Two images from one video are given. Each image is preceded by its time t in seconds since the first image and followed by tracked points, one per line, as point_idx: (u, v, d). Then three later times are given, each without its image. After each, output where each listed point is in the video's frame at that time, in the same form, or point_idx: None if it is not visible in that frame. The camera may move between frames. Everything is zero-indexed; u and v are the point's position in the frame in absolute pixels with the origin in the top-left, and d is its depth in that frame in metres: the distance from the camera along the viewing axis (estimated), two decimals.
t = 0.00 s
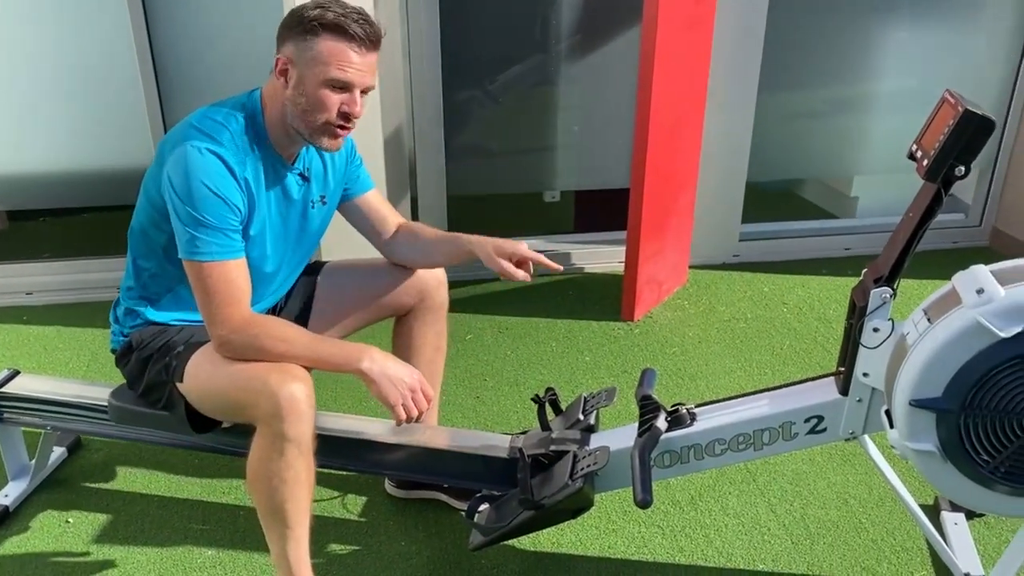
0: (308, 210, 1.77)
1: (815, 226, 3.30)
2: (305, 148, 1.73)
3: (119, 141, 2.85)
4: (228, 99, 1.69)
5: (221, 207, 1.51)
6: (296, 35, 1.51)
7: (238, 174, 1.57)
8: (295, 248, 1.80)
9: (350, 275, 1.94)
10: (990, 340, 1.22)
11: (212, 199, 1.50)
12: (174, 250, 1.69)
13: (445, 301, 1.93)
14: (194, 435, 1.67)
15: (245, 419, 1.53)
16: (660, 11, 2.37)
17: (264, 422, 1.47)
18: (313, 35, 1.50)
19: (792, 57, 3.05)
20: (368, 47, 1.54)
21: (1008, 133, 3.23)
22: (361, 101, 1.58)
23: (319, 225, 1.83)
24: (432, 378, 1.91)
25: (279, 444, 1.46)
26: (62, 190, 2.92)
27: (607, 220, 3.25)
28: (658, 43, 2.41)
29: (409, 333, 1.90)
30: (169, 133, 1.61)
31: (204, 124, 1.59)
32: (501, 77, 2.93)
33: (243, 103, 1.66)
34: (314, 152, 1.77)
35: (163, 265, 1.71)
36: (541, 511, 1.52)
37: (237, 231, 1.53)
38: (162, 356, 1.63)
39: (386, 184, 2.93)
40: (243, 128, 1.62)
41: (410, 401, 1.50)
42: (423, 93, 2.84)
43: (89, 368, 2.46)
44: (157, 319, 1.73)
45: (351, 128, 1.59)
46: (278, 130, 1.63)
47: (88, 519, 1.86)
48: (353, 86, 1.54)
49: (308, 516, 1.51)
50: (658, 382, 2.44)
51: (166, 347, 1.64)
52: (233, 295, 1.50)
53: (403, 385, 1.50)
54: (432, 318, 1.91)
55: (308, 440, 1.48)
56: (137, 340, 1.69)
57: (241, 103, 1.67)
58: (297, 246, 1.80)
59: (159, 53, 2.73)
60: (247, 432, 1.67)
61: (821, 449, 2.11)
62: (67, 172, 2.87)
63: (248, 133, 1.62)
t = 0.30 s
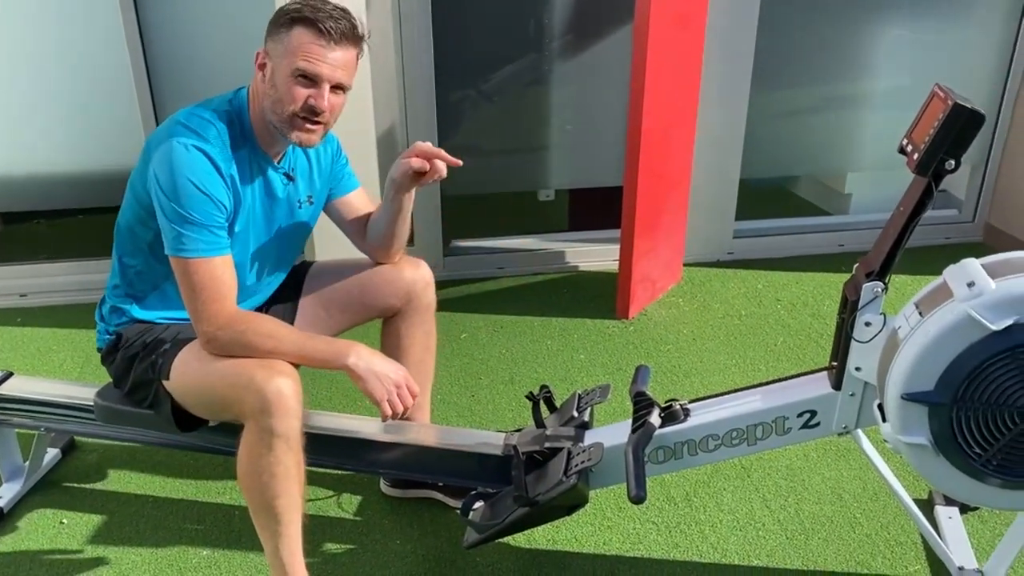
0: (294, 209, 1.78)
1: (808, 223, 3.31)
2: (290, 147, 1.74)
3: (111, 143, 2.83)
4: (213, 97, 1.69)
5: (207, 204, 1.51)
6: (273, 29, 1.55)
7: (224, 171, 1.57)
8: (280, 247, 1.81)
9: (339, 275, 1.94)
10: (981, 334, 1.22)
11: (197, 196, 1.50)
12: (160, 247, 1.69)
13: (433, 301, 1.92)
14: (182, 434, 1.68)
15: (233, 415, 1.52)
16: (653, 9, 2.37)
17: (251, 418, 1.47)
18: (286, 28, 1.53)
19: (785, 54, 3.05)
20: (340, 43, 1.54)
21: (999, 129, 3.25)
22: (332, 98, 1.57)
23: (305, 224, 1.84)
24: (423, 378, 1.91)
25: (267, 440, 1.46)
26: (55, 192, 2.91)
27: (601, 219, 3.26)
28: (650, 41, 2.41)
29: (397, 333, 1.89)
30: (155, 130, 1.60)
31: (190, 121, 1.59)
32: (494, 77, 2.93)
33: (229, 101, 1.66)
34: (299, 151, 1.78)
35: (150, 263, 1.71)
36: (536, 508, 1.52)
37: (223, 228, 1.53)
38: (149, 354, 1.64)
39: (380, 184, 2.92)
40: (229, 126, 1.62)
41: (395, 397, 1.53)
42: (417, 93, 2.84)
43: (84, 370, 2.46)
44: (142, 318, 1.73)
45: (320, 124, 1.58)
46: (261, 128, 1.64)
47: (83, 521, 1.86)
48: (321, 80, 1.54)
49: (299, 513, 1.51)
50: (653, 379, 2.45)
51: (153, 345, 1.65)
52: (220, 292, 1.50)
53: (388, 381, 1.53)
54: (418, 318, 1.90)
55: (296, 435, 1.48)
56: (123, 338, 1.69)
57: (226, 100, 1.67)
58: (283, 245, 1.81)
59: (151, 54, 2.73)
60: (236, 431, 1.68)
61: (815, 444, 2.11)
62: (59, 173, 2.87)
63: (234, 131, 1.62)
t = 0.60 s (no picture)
0: (280, 211, 1.77)
1: (805, 222, 3.31)
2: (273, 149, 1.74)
3: (105, 146, 2.83)
4: (196, 99, 1.70)
5: (187, 206, 1.51)
6: (253, 30, 1.54)
7: (205, 174, 1.57)
8: (267, 250, 1.80)
9: (331, 277, 1.94)
10: (975, 332, 1.22)
11: (177, 199, 1.51)
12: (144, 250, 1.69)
13: (422, 301, 1.92)
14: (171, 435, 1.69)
15: (215, 418, 1.53)
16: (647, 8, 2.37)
17: (233, 422, 1.48)
18: (266, 30, 1.52)
19: (780, 53, 3.05)
20: (320, 46, 1.54)
21: (995, 126, 3.25)
22: (311, 101, 1.56)
23: (292, 226, 1.83)
24: (416, 379, 1.91)
25: (249, 443, 1.47)
26: (49, 195, 2.91)
27: (597, 219, 3.25)
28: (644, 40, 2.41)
29: (389, 336, 1.89)
30: (136, 133, 1.61)
31: (171, 123, 1.59)
32: (489, 77, 2.92)
33: (211, 103, 1.67)
34: (283, 152, 1.78)
35: (134, 266, 1.70)
36: (532, 508, 1.52)
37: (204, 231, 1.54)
38: (132, 358, 1.65)
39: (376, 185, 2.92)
40: (210, 128, 1.62)
41: (377, 399, 1.51)
42: (412, 94, 2.84)
43: (79, 373, 2.45)
44: (128, 321, 1.74)
45: (299, 127, 1.58)
46: (243, 130, 1.63)
47: (79, 524, 1.85)
48: (299, 84, 1.53)
49: (288, 515, 1.53)
50: (650, 379, 2.44)
51: (137, 348, 1.66)
52: (201, 294, 1.51)
53: (370, 382, 1.51)
54: (410, 320, 1.90)
55: (279, 438, 1.49)
56: (106, 342, 1.70)
57: (208, 103, 1.67)
58: (269, 247, 1.80)
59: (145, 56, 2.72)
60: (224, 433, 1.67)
61: (811, 442, 2.11)
62: (54, 176, 2.86)
63: (215, 133, 1.63)
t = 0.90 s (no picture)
0: (272, 215, 1.76)
1: (803, 221, 3.30)
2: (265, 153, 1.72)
3: (101, 148, 2.82)
4: (187, 102, 1.69)
5: (175, 211, 1.51)
6: (243, 32, 1.53)
7: (193, 178, 1.57)
8: (260, 254, 1.79)
9: (326, 280, 1.93)
10: (972, 333, 1.21)
11: (164, 203, 1.50)
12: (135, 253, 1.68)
13: (421, 306, 1.93)
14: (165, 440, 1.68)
15: (202, 425, 1.53)
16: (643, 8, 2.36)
17: (218, 429, 1.48)
18: (256, 32, 1.51)
19: (778, 52, 3.04)
20: (311, 49, 1.53)
21: (994, 125, 3.24)
22: (302, 105, 1.56)
23: (285, 231, 1.82)
24: (410, 385, 1.91)
25: (235, 452, 1.47)
26: (45, 197, 2.90)
27: (595, 219, 3.24)
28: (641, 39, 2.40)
29: (385, 339, 1.89)
30: (125, 137, 1.60)
31: (159, 127, 1.58)
32: (486, 77, 2.91)
33: (201, 106, 1.66)
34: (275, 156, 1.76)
35: (125, 269, 1.69)
36: (527, 511, 1.51)
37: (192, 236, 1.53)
38: (121, 364, 1.64)
39: (372, 186, 2.91)
40: (199, 132, 1.61)
41: (365, 407, 1.49)
42: (408, 95, 2.83)
43: (75, 376, 2.44)
44: (119, 326, 1.72)
45: (291, 130, 1.57)
46: (233, 134, 1.62)
47: (74, 528, 1.84)
48: (289, 86, 1.52)
49: (278, 522, 1.53)
50: (647, 380, 2.43)
51: (127, 353, 1.65)
52: (189, 298, 1.51)
53: (358, 391, 1.50)
54: (407, 324, 1.90)
55: (265, 445, 1.49)
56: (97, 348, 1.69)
57: (199, 105, 1.67)
58: (262, 252, 1.79)
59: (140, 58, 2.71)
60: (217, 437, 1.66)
61: (809, 443, 2.10)
62: (50, 178, 2.85)
63: (204, 137, 1.62)
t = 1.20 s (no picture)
0: (266, 221, 1.75)
1: (800, 221, 3.29)
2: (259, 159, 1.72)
3: (96, 150, 2.81)
4: (179, 107, 1.68)
5: (164, 218, 1.51)
6: (233, 37, 1.53)
7: (183, 185, 1.56)
8: (255, 260, 1.78)
9: (325, 284, 1.92)
10: (961, 335, 1.20)
11: (153, 211, 1.50)
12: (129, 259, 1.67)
13: (421, 311, 1.92)
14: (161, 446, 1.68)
15: (193, 434, 1.53)
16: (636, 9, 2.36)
17: (208, 439, 1.47)
18: (246, 37, 1.51)
19: (773, 52, 3.04)
20: (301, 54, 1.52)
21: (991, 125, 3.24)
22: (292, 110, 1.55)
23: (281, 237, 1.81)
24: (406, 391, 1.90)
25: (224, 462, 1.47)
26: (40, 199, 2.90)
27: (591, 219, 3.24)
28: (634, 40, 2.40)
29: (385, 344, 1.89)
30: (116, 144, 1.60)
31: (149, 133, 1.58)
32: (481, 78, 2.91)
33: (193, 112, 1.66)
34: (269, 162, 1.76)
35: (120, 275, 1.69)
36: (518, 515, 1.51)
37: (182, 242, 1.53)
38: (117, 370, 1.64)
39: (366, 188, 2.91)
40: (189, 138, 1.61)
41: (357, 414, 1.49)
42: (403, 96, 2.83)
43: (70, 379, 2.44)
44: (116, 331, 1.73)
45: (281, 136, 1.57)
46: (225, 141, 1.62)
47: (66, 531, 1.84)
48: (279, 92, 1.52)
49: (269, 531, 1.53)
50: (642, 381, 2.43)
51: (122, 360, 1.65)
52: (179, 306, 1.51)
53: (348, 399, 1.49)
54: (406, 329, 1.90)
55: (255, 454, 1.48)
56: (95, 353, 1.70)
57: (191, 111, 1.66)
58: (258, 258, 1.79)
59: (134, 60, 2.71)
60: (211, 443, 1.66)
61: (803, 445, 2.09)
62: (45, 181, 2.85)
63: (194, 142, 1.61)
